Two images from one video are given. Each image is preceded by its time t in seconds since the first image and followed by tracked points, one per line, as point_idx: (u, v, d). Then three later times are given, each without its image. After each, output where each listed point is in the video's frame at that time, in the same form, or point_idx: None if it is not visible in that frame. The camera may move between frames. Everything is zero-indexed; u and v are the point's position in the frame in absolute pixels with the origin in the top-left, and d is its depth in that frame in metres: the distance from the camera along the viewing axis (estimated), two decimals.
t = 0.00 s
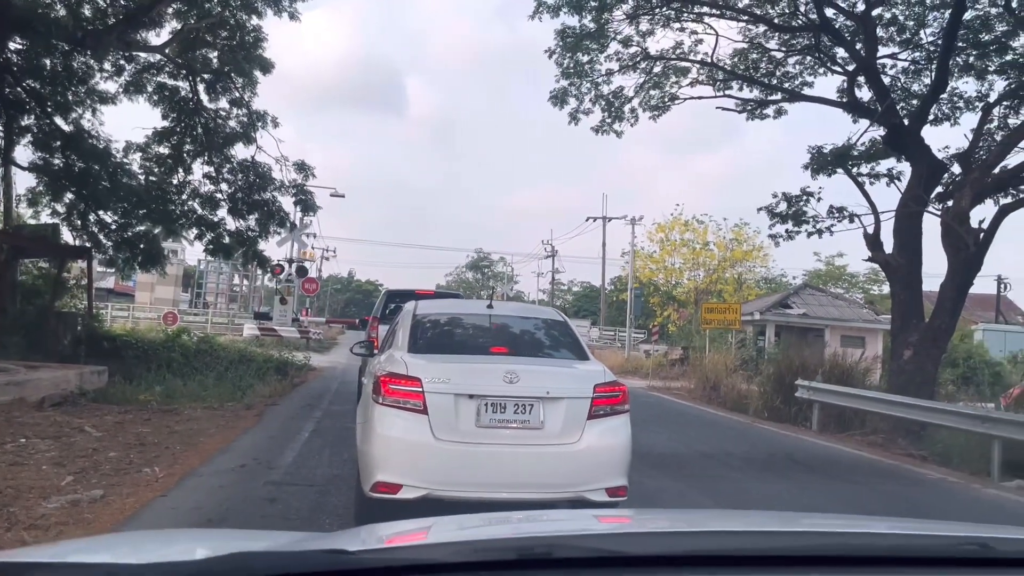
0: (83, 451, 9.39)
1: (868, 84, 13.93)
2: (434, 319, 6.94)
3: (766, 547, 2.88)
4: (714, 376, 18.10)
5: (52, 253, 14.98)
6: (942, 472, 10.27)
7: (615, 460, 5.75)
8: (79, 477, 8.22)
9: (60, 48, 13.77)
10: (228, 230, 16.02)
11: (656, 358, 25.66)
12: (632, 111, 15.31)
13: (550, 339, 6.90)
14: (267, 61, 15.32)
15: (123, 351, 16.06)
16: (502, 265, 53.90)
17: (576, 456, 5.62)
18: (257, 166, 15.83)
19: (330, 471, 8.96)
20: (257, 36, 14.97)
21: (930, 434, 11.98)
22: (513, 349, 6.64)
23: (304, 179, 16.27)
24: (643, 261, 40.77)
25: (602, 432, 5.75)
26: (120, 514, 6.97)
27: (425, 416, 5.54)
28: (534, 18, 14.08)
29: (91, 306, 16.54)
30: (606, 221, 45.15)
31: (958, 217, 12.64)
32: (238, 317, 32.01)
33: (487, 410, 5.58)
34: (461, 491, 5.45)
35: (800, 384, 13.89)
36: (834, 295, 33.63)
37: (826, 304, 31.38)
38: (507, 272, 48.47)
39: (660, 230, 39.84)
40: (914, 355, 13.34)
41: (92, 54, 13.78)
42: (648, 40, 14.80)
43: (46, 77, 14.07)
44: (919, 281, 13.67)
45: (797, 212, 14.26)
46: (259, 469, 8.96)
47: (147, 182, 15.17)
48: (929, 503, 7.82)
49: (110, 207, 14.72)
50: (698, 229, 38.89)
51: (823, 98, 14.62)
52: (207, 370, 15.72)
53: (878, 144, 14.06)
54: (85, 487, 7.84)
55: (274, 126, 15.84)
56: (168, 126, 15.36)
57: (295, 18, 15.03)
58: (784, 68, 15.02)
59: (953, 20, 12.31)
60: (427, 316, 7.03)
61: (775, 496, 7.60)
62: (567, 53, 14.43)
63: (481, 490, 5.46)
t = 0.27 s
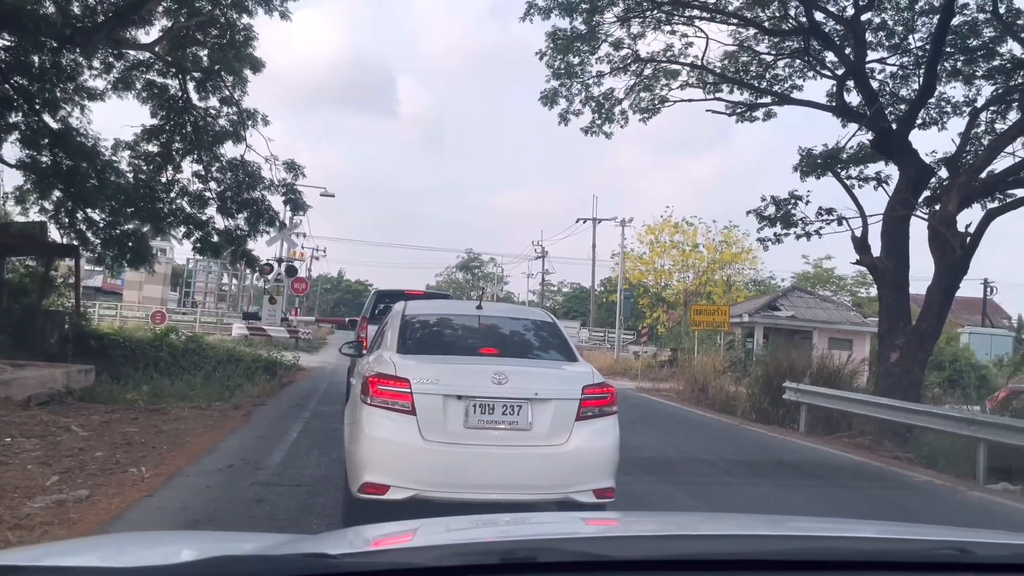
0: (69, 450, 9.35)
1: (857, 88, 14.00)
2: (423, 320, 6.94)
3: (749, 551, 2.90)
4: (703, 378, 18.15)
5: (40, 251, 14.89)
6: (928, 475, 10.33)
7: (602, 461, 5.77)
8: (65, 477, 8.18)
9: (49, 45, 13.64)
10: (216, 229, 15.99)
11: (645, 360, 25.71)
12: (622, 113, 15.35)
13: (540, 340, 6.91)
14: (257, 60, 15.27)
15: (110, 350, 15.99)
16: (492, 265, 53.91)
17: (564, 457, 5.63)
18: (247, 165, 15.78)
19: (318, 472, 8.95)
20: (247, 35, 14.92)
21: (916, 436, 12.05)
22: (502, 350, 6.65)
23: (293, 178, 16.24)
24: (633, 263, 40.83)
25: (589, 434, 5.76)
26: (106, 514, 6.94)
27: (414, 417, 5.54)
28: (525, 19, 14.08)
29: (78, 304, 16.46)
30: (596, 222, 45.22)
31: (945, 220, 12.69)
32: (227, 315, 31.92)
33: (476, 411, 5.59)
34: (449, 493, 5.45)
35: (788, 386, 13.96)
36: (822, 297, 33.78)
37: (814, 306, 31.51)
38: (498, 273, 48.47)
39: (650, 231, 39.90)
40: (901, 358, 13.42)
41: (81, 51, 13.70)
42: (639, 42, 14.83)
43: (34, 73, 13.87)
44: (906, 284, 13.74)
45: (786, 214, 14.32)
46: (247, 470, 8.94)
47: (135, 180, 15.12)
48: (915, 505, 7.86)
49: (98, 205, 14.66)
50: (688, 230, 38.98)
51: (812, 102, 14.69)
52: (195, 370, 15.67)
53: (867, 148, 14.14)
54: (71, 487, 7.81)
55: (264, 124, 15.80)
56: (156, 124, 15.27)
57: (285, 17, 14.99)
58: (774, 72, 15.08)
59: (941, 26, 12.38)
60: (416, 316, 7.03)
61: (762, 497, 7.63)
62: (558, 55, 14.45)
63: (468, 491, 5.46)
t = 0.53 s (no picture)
0: (55, 450, 9.28)
1: (847, 90, 14.05)
2: (413, 320, 6.92)
3: (737, 551, 2.89)
4: (692, 379, 18.18)
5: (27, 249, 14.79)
6: (916, 476, 10.37)
7: (591, 462, 5.76)
8: (51, 477, 8.12)
9: (36, 42, 13.52)
10: (205, 228, 15.92)
11: (635, 361, 25.74)
12: (613, 115, 15.36)
13: (529, 341, 6.90)
14: (246, 59, 15.21)
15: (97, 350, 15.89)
16: (482, 265, 53.87)
17: (553, 458, 5.62)
18: (235, 164, 15.72)
19: (306, 472, 8.92)
20: (236, 33, 14.88)
21: (903, 438, 12.10)
22: (491, 351, 6.63)
23: (283, 178, 16.18)
24: (623, 264, 40.87)
25: (578, 435, 5.75)
26: (92, 514, 6.90)
27: (402, 418, 5.52)
28: (516, 19, 14.07)
29: (65, 303, 16.35)
30: (586, 223, 45.24)
31: (933, 223, 12.79)
32: (216, 315, 31.79)
33: (465, 412, 5.57)
34: (438, 492, 5.44)
35: (777, 388, 13.99)
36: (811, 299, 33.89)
37: (803, 308, 31.62)
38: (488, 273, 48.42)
39: (640, 233, 39.93)
40: (889, 360, 13.47)
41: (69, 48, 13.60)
42: (630, 43, 14.85)
43: (23, 71, 13.78)
44: (894, 286, 13.78)
45: (775, 217, 14.36)
46: (234, 470, 8.90)
47: (123, 178, 15.03)
48: (902, 506, 7.89)
49: (85, 204, 14.60)
50: (678, 232, 39.04)
51: (802, 104, 14.74)
52: (183, 370, 15.60)
53: (856, 150, 14.19)
54: (57, 487, 7.75)
55: (253, 123, 15.74)
56: (145, 122, 15.18)
57: (276, 15, 14.94)
58: (764, 74, 15.13)
59: (930, 29, 12.44)
60: (405, 316, 7.01)
61: (750, 499, 7.63)
62: (548, 55, 14.44)
63: (456, 492, 5.45)
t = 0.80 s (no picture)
0: (45, 450, 9.24)
1: (838, 91, 14.11)
2: (405, 319, 6.93)
3: (728, 547, 2.91)
4: (683, 379, 18.22)
5: (17, 248, 14.74)
6: (906, 475, 10.41)
7: (583, 461, 5.77)
8: (41, 477, 8.09)
9: (27, 40, 13.45)
10: (196, 227, 15.89)
11: (627, 360, 25.78)
12: (605, 115, 15.39)
13: (521, 340, 6.91)
14: (238, 57, 15.19)
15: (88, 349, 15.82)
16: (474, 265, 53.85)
17: (546, 457, 5.63)
18: (227, 163, 15.69)
19: (298, 472, 8.91)
20: (228, 31, 14.86)
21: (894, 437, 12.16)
22: (484, 351, 6.64)
23: (274, 177, 16.16)
24: (615, 264, 40.92)
25: (571, 434, 5.77)
26: (83, 514, 6.88)
27: (395, 417, 5.53)
28: (508, 19, 14.10)
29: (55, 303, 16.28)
30: (578, 223, 45.30)
31: (924, 224, 12.91)
32: (207, 315, 31.71)
33: (457, 411, 5.58)
34: (431, 492, 5.44)
35: (768, 388, 14.04)
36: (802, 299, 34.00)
37: (794, 307, 31.72)
38: (480, 273, 48.44)
39: (632, 233, 39.98)
40: (879, 359, 13.53)
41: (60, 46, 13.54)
42: (622, 44, 14.87)
43: (13, 69, 13.68)
44: (885, 286, 13.84)
45: (767, 217, 14.41)
46: (225, 469, 8.89)
47: (114, 177, 14.97)
48: (892, 505, 7.93)
49: (76, 202, 14.53)
50: (670, 232, 39.12)
51: (793, 105, 14.79)
52: (174, 369, 15.56)
53: (847, 151, 14.25)
54: (47, 487, 7.73)
55: (245, 122, 15.71)
56: (135, 120, 15.16)
57: (268, 14, 14.92)
58: (755, 75, 15.18)
59: (920, 31, 12.50)
60: (397, 316, 7.01)
61: (741, 498, 7.66)
62: (541, 55, 14.46)
63: (448, 491, 5.45)
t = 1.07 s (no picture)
0: (39, 450, 9.22)
1: (831, 90, 14.14)
2: (399, 319, 6.93)
3: (721, 545, 2.92)
4: (678, 378, 18.24)
5: (10, 248, 14.70)
6: (899, 473, 10.45)
7: (578, 460, 5.78)
8: (35, 477, 8.07)
9: (20, 39, 13.43)
10: (190, 226, 15.87)
11: (622, 359, 25.81)
12: (599, 115, 15.40)
13: (516, 339, 6.91)
14: (232, 56, 15.16)
15: (81, 349, 15.78)
16: (469, 264, 53.83)
17: (540, 456, 5.64)
18: (221, 162, 15.67)
19: (292, 471, 8.91)
20: (221, 30, 14.82)
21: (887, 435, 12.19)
22: (478, 350, 6.64)
23: (269, 176, 16.13)
24: (610, 263, 40.94)
25: (565, 433, 5.78)
26: (77, 514, 6.87)
27: (389, 416, 5.53)
28: (503, 18, 14.09)
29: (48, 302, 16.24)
30: (573, 222, 45.32)
31: (917, 222, 12.98)
32: (202, 315, 31.64)
33: (452, 410, 5.58)
34: (427, 491, 5.44)
35: (762, 386, 14.07)
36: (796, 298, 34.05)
37: (788, 306, 31.79)
38: (474, 272, 48.42)
39: (627, 232, 40.00)
40: (873, 358, 13.56)
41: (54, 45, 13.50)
42: (616, 43, 14.89)
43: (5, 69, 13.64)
44: (878, 285, 13.87)
45: (760, 216, 14.44)
46: (220, 469, 8.88)
47: (107, 176, 14.92)
48: (884, 503, 7.96)
49: (69, 202, 14.49)
50: (664, 231, 39.15)
51: (787, 104, 14.82)
52: (168, 369, 15.54)
53: (840, 150, 14.29)
54: (41, 487, 7.71)
55: (239, 121, 15.69)
56: (130, 119, 15.08)
57: (261, 13, 14.89)
58: (749, 74, 15.20)
59: (914, 30, 12.53)
60: (392, 315, 7.02)
61: (735, 496, 7.68)
62: (535, 55, 14.46)
63: (443, 490, 5.46)
